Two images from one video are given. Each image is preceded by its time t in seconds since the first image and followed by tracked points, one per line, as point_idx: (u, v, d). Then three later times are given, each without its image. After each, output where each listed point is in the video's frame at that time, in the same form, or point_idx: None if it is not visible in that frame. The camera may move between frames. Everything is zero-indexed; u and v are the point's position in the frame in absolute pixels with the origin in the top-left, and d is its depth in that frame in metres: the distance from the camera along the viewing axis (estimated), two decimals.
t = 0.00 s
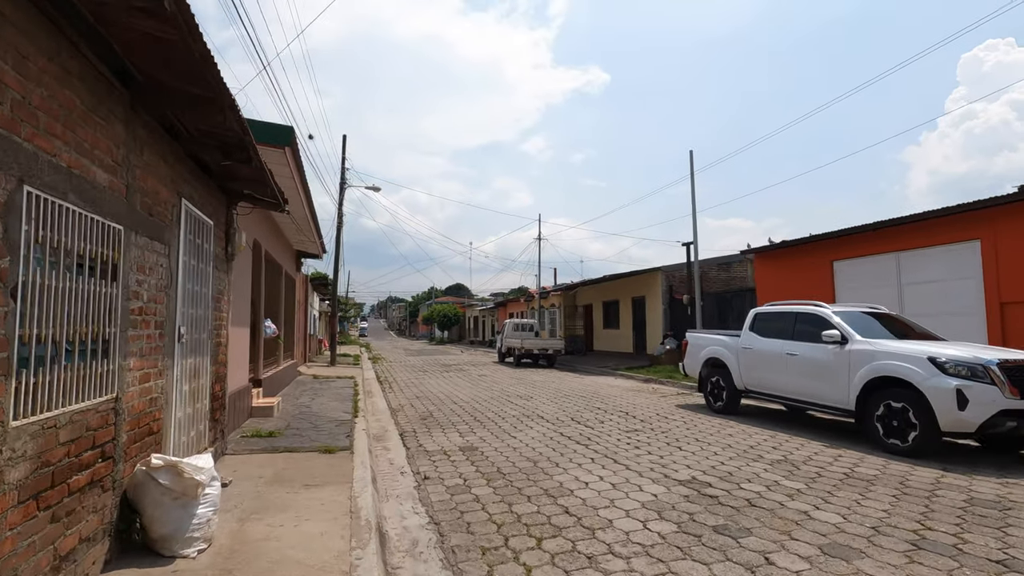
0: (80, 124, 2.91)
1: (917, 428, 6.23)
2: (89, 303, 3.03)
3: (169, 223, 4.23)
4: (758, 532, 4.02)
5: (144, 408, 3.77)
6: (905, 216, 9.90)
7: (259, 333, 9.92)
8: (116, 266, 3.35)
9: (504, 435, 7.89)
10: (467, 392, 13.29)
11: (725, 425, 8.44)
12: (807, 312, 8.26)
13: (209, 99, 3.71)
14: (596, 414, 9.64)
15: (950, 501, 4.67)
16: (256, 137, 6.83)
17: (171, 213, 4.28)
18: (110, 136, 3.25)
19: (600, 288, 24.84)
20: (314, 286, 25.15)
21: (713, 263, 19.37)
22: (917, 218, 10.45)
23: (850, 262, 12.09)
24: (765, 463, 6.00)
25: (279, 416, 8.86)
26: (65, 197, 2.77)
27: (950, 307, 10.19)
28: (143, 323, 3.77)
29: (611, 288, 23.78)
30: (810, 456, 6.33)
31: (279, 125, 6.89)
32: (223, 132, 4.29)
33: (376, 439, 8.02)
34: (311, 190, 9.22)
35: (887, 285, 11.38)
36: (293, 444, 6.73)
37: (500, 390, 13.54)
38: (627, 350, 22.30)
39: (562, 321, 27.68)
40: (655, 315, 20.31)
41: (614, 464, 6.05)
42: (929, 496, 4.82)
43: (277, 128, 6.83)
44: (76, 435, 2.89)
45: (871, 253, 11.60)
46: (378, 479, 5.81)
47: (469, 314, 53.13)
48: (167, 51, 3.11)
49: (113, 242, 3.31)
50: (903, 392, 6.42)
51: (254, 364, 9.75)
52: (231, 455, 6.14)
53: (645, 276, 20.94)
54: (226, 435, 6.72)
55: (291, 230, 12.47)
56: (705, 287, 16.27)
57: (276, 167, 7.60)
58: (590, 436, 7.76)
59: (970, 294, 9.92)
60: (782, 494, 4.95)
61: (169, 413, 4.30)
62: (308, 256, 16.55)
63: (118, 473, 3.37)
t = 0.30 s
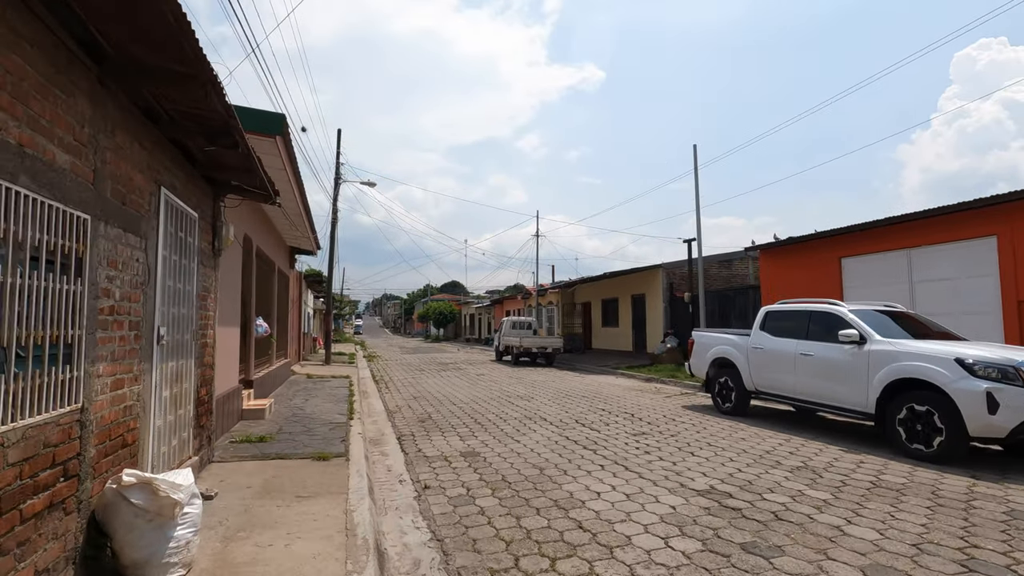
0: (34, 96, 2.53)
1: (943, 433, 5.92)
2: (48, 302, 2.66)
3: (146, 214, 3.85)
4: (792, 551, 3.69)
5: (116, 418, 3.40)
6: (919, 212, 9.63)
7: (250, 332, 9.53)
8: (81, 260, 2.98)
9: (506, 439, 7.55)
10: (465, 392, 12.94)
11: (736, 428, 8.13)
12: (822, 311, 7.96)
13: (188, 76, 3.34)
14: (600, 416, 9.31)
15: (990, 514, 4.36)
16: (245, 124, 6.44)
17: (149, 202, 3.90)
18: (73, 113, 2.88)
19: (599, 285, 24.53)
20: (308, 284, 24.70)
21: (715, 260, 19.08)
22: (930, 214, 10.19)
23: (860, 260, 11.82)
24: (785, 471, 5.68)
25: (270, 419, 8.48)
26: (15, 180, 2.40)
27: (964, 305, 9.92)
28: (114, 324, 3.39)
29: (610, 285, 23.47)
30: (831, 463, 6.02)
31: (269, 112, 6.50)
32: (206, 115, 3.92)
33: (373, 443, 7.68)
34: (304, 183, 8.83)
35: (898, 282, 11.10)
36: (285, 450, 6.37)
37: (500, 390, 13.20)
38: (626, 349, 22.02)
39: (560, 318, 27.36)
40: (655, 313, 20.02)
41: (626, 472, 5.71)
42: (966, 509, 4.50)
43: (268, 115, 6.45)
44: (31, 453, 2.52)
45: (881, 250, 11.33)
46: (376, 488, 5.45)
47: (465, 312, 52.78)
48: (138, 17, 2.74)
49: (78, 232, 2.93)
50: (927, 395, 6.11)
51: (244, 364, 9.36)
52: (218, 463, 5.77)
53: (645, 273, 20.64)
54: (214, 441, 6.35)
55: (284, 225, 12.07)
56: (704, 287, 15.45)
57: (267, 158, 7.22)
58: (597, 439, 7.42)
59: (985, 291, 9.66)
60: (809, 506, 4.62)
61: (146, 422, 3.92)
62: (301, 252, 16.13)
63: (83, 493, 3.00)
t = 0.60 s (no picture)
0: None
1: (987, 440, 5.50)
2: None
3: (124, 198, 3.50)
4: None
5: (84, 425, 3.03)
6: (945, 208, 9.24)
7: (248, 334, 9.17)
8: (42, 243, 2.62)
9: (515, 446, 7.15)
10: (471, 397, 12.55)
11: (757, 434, 7.71)
12: (848, 311, 7.58)
13: (168, 43, 2.98)
14: (612, 422, 8.89)
15: None
16: (240, 113, 6.10)
17: (127, 186, 3.54)
18: (32, 76, 2.53)
19: (605, 288, 24.13)
20: (311, 286, 24.36)
21: (725, 262, 18.68)
22: (955, 211, 9.79)
23: (880, 259, 11.42)
24: (819, 482, 5.26)
25: (268, 425, 8.10)
26: None
27: (993, 305, 9.51)
28: (84, 319, 3.03)
29: (617, 288, 23.08)
30: (866, 473, 5.60)
31: (266, 100, 6.16)
32: (191, 90, 3.57)
33: (375, 450, 7.30)
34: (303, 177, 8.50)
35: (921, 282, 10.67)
36: (281, 458, 5.99)
37: (506, 394, 12.79)
38: (634, 352, 21.59)
39: (566, 322, 26.94)
40: (664, 315, 19.60)
41: (646, 482, 5.30)
42: None
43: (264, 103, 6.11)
44: None
45: (903, 249, 10.94)
46: (378, 500, 5.07)
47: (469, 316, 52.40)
48: None
49: (37, 212, 2.58)
50: (968, 399, 5.69)
51: (242, 367, 8.99)
52: (209, 472, 5.39)
53: (653, 275, 20.23)
54: (206, 448, 5.97)
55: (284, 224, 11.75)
56: (715, 290, 14.97)
57: (265, 150, 6.89)
58: (611, 447, 7.01)
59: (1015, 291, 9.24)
60: (853, 522, 4.20)
61: (123, 429, 3.55)
62: (303, 254, 15.80)
63: (41, 511, 2.62)
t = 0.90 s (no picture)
0: None
1: None
2: None
3: (116, 193, 3.16)
4: None
5: (67, 446, 2.69)
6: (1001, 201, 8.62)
7: (263, 337, 8.90)
8: (10, 241, 2.28)
9: (541, 457, 6.72)
10: (491, 401, 12.16)
11: (800, 446, 7.18)
12: (901, 313, 7.04)
13: (158, 15, 2.62)
14: (642, 430, 8.42)
15: None
16: (250, 105, 5.78)
17: (120, 179, 3.20)
18: None
19: (626, 288, 23.60)
20: (328, 287, 24.18)
21: (752, 261, 18.06)
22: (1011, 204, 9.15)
23: (925, 257, 10.79)
24: (882, 505, 4.74)
25: (282, 433, 7.79)
26: None
27: None
28: (67, 328, 2.69)
29: (639, 288, 22.54)
30: (933, 493, 5.07)
31: (277, 90, 5.83)
32: (189, 72, 3.22)
33: (393, 461, 6.94)
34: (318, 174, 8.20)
35: (971, 281, 10.02)
36: (294, 471, 5.65)
37: (527, 399, 12.37)
38: (656, 354, 21.03)
39: (586, 323, 26.45)
40: (688, 316, 19.02)
41: (688, 502, 4.84)
42: None
43: (275, 94, 5.78)
44: None
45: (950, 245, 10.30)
46: (396, 520, 4.69)
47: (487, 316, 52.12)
48: None
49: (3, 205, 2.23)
50: None
51: (256, 372, 8.71)
52: (218, 486, 5.07)
53: (677, 275, 19.65)
54: (215, 459, 5.66)
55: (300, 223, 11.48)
56: (744, 290, 14.36)
57: (277, 144, 6.58)
58: (644, 458, 6.55)
59: None
60: (932, 555, 3.70)
61: (116, 447, 3.21)
62: (320, 254, 15.56)
63: (11, 550, 2.28)
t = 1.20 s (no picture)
0: None
1: None
2: None
3: (93, 170, 2.80)
4: None
5: (30, 458, 2.32)
6: None
7: (263, 337, 8.54)
8: None
9: (557, 464, 6.33)
10: (498, 404, 11.77)
11: (830, 452, 6.78)
12: (937, 311, 6.69)
13: None
14: (660, 435, 8.02)
15: None
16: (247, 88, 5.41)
17: (97, 156, 2.84)
18: None
19: (633, 288, 23.22)
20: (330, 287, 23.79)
21: (763, 260, 17.69)
22: None
23: (950, 253, 10.44)
24: (936, 520, 4.34)
25: (282, 437, 7.41)
26: None
27: None
28: (31, 321, 2.33)
29: (646, 288, 22.16)
30: (987, 505, 4.67)
31: (277, 73, 5.47)
32: (177, 35, 2.85)
33: (399, 468, 6.57)
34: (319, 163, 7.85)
35: (1001, 278, 9.67)
36: (294, 479, 5.27)
37: (535, 401, 12.00)
38: (664, 356, 20.64)
39: (592, 324, 26.10)
40: (697, 317, 18.63)
41: (723, 516, 4.45)
42: None
43: (276, 76, 5.42)
44: None
45: (977, 241, 9.95)
46: (407, 534, 4.32)
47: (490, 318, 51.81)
48: None
49: None
50: None
51: (255, 373, 8.34)
52: (212, 497, 4.70)
53: (686, 274, 19.28)
54: (210, 466, 5.29)
55: (302, 219, 11.12)
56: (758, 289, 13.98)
57: (278, 132, 6.23)
58: (667, 465, 6.15)
59: None
60: None
61: (94, 457, 2.84)
62: (322, 253, 15.21)
63: None
